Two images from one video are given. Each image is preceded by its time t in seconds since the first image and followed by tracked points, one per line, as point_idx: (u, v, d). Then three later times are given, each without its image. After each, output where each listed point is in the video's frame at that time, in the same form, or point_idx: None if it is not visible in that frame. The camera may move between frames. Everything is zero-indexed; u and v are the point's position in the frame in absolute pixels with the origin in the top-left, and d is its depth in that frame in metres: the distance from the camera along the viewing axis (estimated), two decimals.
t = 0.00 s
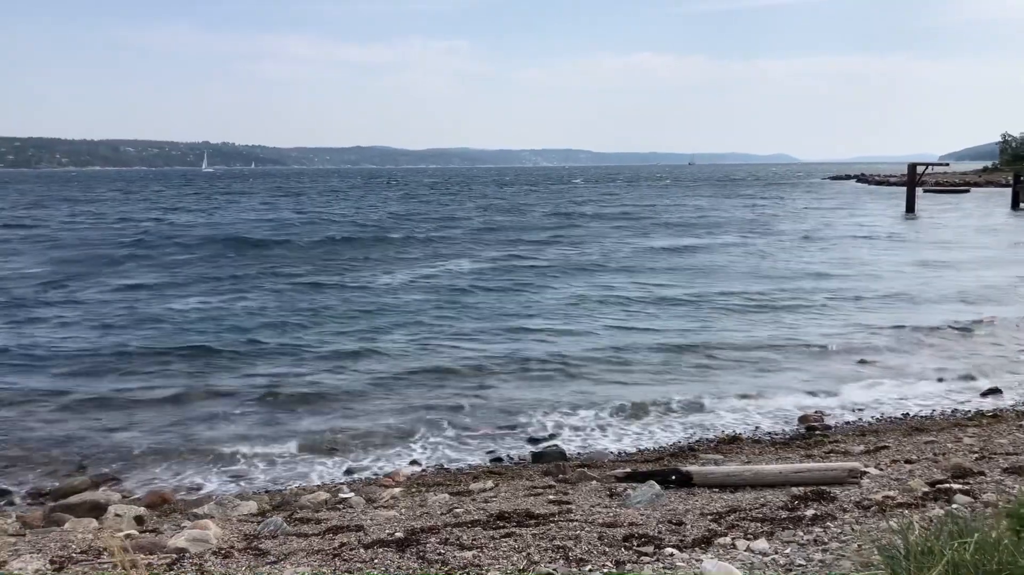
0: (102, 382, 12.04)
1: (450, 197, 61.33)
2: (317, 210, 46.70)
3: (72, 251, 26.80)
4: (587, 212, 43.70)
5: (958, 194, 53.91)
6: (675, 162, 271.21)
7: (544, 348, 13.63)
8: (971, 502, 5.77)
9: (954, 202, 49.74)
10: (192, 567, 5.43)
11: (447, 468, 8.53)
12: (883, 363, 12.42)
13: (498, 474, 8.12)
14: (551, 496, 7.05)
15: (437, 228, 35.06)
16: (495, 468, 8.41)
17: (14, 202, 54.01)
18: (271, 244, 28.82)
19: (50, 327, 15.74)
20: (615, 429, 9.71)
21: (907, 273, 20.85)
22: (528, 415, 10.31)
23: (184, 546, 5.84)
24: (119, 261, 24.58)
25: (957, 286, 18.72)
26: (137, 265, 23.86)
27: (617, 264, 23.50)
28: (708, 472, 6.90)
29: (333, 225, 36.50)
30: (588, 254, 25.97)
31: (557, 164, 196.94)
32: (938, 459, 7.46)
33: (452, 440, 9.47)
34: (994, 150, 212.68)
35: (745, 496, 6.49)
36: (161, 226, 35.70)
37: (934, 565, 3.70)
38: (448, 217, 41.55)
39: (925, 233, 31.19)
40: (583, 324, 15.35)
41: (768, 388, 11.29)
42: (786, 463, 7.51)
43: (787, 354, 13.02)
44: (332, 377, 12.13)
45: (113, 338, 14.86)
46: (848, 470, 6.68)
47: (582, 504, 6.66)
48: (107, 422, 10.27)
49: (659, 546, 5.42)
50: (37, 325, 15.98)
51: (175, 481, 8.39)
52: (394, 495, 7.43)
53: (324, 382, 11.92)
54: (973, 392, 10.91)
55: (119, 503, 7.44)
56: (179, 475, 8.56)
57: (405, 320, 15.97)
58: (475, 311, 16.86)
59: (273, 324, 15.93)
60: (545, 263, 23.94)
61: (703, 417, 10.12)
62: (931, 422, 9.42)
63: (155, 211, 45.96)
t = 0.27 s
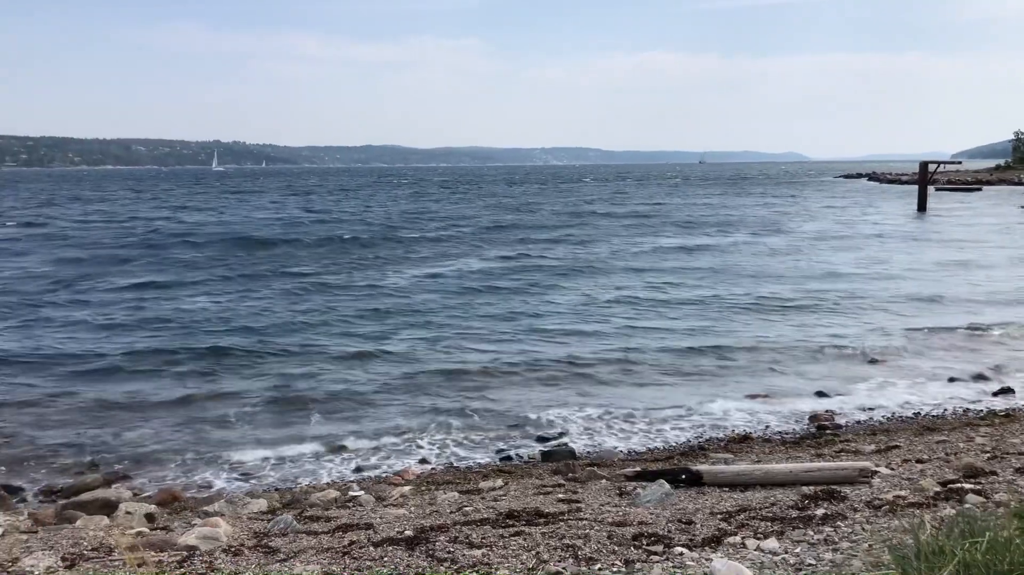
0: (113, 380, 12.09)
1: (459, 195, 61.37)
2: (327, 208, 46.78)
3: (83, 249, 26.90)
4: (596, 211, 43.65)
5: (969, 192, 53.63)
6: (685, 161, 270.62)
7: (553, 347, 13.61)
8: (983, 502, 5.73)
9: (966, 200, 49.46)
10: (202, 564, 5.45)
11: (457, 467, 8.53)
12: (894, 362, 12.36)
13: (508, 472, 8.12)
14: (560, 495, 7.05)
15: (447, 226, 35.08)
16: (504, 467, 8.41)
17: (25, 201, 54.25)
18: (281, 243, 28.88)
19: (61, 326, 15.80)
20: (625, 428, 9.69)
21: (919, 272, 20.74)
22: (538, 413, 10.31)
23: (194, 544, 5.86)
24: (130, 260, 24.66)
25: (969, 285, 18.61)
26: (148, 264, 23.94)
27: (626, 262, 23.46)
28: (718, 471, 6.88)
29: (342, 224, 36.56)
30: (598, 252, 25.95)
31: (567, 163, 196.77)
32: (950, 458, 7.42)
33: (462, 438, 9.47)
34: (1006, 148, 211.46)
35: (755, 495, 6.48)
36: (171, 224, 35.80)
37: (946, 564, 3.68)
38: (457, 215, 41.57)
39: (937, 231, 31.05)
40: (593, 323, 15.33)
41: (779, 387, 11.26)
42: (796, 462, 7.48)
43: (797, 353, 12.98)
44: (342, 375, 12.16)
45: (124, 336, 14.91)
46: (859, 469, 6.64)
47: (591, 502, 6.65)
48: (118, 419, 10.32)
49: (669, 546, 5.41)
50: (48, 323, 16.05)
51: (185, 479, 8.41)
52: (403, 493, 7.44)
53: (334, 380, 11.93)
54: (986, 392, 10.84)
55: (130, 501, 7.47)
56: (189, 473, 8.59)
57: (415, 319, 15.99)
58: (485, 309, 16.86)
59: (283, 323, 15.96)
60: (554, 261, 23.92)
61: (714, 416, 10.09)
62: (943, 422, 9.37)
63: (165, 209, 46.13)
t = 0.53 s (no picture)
0: (125, 378, 12.15)
1: (470, 194, 61.34)
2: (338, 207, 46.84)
3: (95, 247, 27.02)
4: (607, 210, 43.59)
5: (982, 190, 53.30)
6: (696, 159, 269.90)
7: (564, 346, 13.60)
8: (995, 503, 5.69)
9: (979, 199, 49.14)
10: (213, 562, 5.47)
11: (467, 465, 8.53)
12: (906, 362, 12.30)
13: (518, 471, 8.11)
14: (570, 494, 7.04)
15: (457, 225, 35.07)
16: (515, 465, 8.40)
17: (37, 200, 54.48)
18: (292, 241, 28.94)
19: (73, 324, 15.87)
20: (636, 427, 9.67)
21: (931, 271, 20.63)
22: (549, 412, 10.31)
23: (205, 541, 5.88)
24: (142, 258, 24.75)
25: (981, 284, 18.50)
26: (159, 262, 24.02)
27: (637, 261, 23.41)
28: (729, 471, 6.86)
29: (353, 223, 36.61)
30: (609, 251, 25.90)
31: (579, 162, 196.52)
32: (963, 458, 7.37)
33: (472, 437, 9.47)
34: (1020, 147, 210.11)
35: (766, 495, 6.45)
36: (182, 223, 35.87)
37: (958, 565, 3.66)
38: (468, 214, 41.56)
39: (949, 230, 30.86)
40: (604, 322, 15.31)
41: (790, 387, 11.21)
42: (807, 462, 7.45)
43: (809, 353, 12.93)
44: (353, 373, 12.19)
45: (136, 334, 14.98)
46: (870, 469, 6.60)
47: (601, 501, 6.64)
48: (131, 417, 10.36)
49: (679, 545, 5.40)
50: (60, 321, 16.13)
51: (197, 477, 8.45)
52: (413, 492, 7.44)
53: (345, 378, 11.96)
54: (999, 392, 10.78)
55: (142, 498, 7.50)
56: (200, 470, 8.62)
57: (426, 317, 16.01)
58: (495, 308, 16.86)
59: (294, 321, 16.00)
60: (565, 260, 23.88)
61: (726, 415, 10.07)
62: (956, 422, 9.32)
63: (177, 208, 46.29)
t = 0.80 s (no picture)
0: (138, 375, 12.21)
1: (482, 193, 61.36)
2: (349, 206, 46.93)
3: (108, 246, 27.15)
4: (618, 209, 43.53)
5: (998, 190, 52.86)
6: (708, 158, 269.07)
7: (575, 345, 13.59)
8: (1008, 504, 5.66)
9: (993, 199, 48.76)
10: (224, 559, 5.50)
11: (477, 464, 8.53)
12: (919, 362, 12.23)
13: (528, 470, 8.12)
14: (580, 493, 7.03)
15: (469, 225, 35.07)
16: (525, 465, 8.40)
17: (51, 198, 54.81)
18: (303, 240, 29.01)
19: (86, 321, 15.96)
20: (646, 426, 9.67)
21: (944, 271, 20.49)
22: (559, 411, 10.31)
23: (217, 538, 5.91)
24: (155, 257, 24.86)
25: (995, 284, 18.36)
26: (172, 261, 24.11)
27: (649, 261, 23.36)
28: (740, 471, 6.84)
29: (365, 222, 36.67)
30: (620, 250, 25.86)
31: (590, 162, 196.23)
32: (975, 459, 7.33)
33: (482, 436, 9.48)
34: None
35: (777, 495, 6.43)
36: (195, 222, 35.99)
37: (970, 565, 3.65)
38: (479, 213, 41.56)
39: (963, 230, 30.64)
40: (615, 321, 15.30)
41: (802, 386, 11.17)
42: (819, 462, 7.42)
43: (821, 353, 12.87)
44: (364, 372, 12.22)
45: (149, 332, 15.05)
46: (882, 469, 6.56)
47: (612, 501, 6.64)
48: (143, 414, 10.42)
49: (690, 544, 5.39)
50: (73, 318, 16.22)
51: (209, 474, 8.48)
52: (424, 490, 7.45)
53: (356, 376, 11.99)
54: (1012, 392, 10.71)
55: (154, 495, 7.54)
56: (212, 468, 8.66)
57: (436, 316, 16.03)
58: (506, 307, 16.86)
59: (305, 319, 16.05)
60: (576, 259, 23.86)
61: (737, 415, 10.05)
62: (969, 422, 9.26)
63: (190, 207, 46.44)
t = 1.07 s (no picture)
0: (149, 372, 12.27)
1: (493, 192, 61.37)
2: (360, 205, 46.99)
3: (120, 244, 27.28)
4: (629, 208, 43.44)
5: (1010, 189, 52.50)
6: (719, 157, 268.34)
7: (585, 343, 13.58)
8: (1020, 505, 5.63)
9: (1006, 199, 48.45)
10: (234, 555, 5.52)
11: (486, 462, 8.54)
12: (931, 362, 12.17)
13: (538, 468, 8.12)
14: (590, 492, 7.03)
15: (479, 223, 35.08)
16: (535, 463, 8.40)
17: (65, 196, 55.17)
18: (315, 239, 29.09)
19: (98, 319, 16.04)
20: (656, 425, 9.65)
21: (956, 271, 20.39)
22: (569, 410, 10.31)
23: (227, 535, 5.93)
24: (167, 255, 24.97)
25: (1007, 284, 18.27)
26: (184, 258, 24.21)
27: (660, 260, 23.31)
28: (749, 470, 6.83)
29: (376, 220, 36.72)
30: (631, 249, 25.83)
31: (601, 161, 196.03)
32: (987, 460, 7.30)
33: (491, 434, 9.48)
34: None
35: (787, 494, 6.41)
36: (207, 220, 36.13)
37: (981, 566, 3.63)
38: (490, 212, 41.56)
39: (975, 229, 30.49)
40: (625, 320, 15.28)
41: (812, 386, 11.14)
42: (829, 461, 7.40)
43: (831, 352, 12.82)
44: (373, 370, 12.24)
45: (160, 329, 15.12)
46: (893, 469, 6.54)
47: (621, 500, 6.63)
48: (153, 412, 10.46)
49: (699, 543, 5.38)
50: (86, 316, 16.31)
51: (220, 471, 8.52)
52: (433, 488, 7.46)
53: (366, 374, 12.02)
54: None
55: (165, 492, 7.57)
56: (222, 465, 8.69)
57: (446, 314, 16.05)
58: (516, 305, 16.85)
59: (316, 317, 16.09)
60: (587, 258, 23.83)
61: (747, 414, 10.02)
62: (981, 423, 9.22)
63: (201, 206, 46.63)
